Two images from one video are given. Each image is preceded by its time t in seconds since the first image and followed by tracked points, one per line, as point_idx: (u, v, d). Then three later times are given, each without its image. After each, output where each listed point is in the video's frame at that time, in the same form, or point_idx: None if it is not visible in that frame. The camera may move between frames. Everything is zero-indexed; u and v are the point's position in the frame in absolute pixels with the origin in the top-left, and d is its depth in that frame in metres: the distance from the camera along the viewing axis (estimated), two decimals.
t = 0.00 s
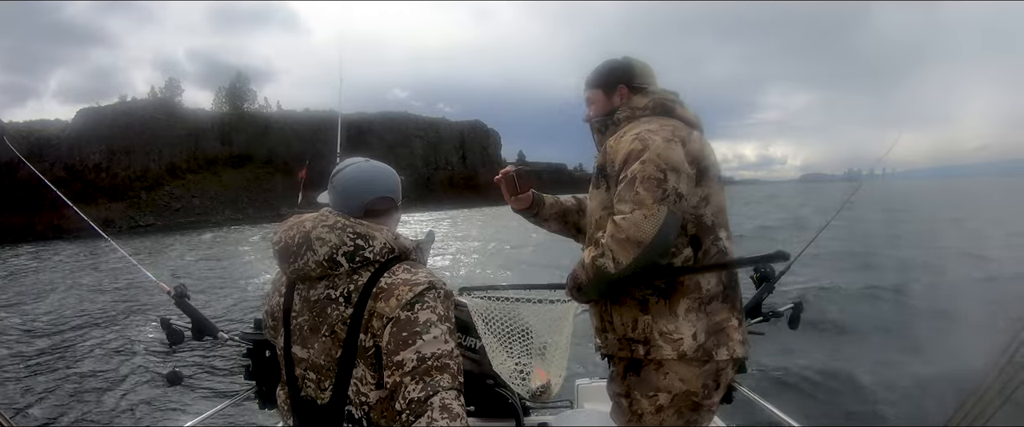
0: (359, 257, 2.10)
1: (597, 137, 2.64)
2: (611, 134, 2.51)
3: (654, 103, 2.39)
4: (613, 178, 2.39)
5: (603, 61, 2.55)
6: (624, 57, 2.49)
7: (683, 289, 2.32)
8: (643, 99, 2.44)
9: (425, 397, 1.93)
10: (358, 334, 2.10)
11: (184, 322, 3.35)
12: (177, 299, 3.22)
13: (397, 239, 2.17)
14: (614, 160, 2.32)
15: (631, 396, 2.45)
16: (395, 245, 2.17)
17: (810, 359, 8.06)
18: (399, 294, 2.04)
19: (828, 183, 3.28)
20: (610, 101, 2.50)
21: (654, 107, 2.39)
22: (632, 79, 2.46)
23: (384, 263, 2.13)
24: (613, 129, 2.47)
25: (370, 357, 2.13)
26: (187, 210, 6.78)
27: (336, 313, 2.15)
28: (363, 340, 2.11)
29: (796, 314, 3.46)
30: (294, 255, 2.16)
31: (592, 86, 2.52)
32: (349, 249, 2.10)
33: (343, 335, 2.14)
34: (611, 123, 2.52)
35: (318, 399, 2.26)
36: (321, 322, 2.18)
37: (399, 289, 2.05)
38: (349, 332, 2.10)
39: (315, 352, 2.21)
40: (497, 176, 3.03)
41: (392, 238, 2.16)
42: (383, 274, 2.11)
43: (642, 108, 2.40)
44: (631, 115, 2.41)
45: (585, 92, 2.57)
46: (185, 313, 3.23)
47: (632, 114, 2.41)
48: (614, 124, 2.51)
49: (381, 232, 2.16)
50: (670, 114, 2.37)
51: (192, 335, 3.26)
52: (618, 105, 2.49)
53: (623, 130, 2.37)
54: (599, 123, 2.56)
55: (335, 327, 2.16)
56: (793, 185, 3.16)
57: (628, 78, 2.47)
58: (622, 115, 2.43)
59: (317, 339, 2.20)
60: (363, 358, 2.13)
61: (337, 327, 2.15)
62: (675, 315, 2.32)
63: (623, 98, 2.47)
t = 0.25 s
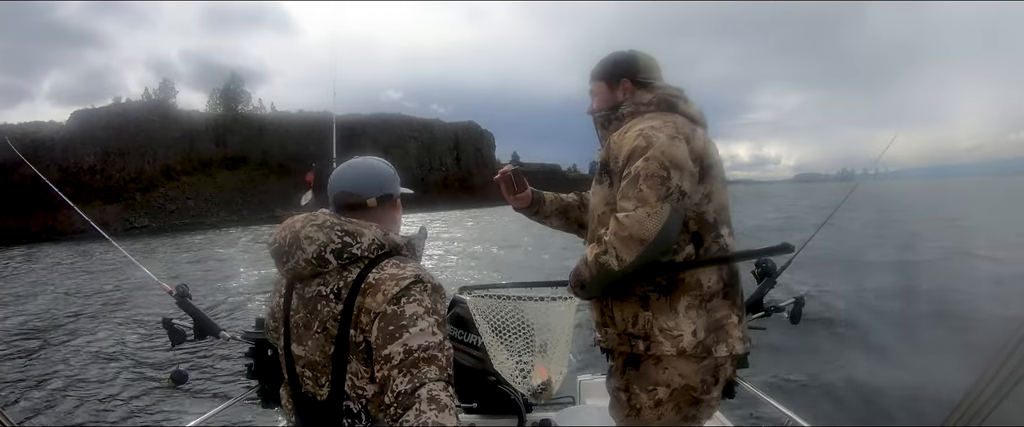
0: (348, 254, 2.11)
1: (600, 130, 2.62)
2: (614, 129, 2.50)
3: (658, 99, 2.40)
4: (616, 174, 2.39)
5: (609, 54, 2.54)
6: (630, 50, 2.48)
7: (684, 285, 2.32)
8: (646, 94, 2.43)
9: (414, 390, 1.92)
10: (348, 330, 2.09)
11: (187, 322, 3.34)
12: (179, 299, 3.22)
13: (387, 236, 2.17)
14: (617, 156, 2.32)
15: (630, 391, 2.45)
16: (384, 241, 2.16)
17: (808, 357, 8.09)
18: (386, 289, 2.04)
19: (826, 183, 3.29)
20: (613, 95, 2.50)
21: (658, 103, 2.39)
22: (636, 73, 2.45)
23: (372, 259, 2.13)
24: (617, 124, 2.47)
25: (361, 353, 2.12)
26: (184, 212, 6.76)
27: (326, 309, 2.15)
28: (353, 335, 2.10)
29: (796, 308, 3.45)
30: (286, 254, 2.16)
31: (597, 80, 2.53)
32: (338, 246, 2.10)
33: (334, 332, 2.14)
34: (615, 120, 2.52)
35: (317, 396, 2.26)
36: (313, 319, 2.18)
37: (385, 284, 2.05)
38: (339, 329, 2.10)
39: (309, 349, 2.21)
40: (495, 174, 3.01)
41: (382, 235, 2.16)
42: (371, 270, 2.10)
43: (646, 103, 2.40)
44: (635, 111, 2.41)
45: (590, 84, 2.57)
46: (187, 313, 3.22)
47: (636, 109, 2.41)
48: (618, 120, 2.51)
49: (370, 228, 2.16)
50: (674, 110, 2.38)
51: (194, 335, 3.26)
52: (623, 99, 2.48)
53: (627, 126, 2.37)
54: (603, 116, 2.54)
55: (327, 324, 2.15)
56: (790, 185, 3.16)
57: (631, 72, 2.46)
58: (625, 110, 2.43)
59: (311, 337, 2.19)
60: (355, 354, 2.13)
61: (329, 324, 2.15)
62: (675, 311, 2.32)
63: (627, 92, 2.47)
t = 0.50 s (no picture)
0: (330, 251, 2.12)
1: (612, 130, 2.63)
2: (627, 124, 2.49)
3: (671, 93, 2.39)
4: (631, 165, 2.37)
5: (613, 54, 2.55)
6: (633, 50, 2.49)
7: (697, 275, 2.29)
8: (658, 90, 2.44)
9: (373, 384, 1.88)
10: (327, 325, 2.09)
11: (189, 324, 3.33)
12: (181, 301, 3.21)
13: (368, 231, 2.17)
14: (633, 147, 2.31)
15: (638, 382, 2.42)
16: (366, 236, 2.16)
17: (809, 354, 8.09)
18: (355, 281, 2.02)
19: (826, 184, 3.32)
20: (625, 93, 2.50)
21: (670, 97, 2.38)
22: (646, 71, 2.47)
23: (353, 254, 2.12)
24: (630, 119, 2.46)
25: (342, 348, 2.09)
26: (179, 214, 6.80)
27: (309, 307, 2.16)
28: (334, 330, 2.09)
29: (799, 301, 3.41)
30: (276, 255, 2.21)
31: (606, 79, 2.53)
32: (319, 244, 2.12)
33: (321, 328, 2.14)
34: (628, 115, 2.51)
35: (316, 392, 2.25)
36: (304, 318, 2.18)
37: (357, 276, 2.03)
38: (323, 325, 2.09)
39: (302, 347, 2.22)
40: (504, 172, 3.02)
41: (363, 230, 2.16)
42: (347, 264, 2.10)
43: (658, 98, 2.40)
44: (647, 105, 2.41)
45: (598, 86, 2.58)
46: (189, 315, 3.21)
47: (648, 104, 2.40)
48: (630, 115, 2.50)
49: (351, 225, 2.17)
50: (686, 105, 2.37)
51: (197, 337, 3.24)
52: (634, 96, 2.49)
53: (640, 119, 2.36)
54: (615, 115, 2.54)
55: (314, 321, 2.15)
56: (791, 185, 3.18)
57: (642, 70, 2.47)
58: (638, 105, 2.43)
59: (303, 335, 2.20)
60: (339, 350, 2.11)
61: (316, 321, 2.14)
62: (686, 301, 2.29)
63: (639, 91, 2.48)
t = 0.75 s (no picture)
0: (309, 254, 2.13)
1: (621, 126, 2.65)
2: (635, 121, 2.51)
3: (682, 93, 2.40)
4: (640, 159, 2.38)
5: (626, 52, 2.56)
6: (645, 47, 2.50)
7: (700, 271, 2.31)
8: (668, 88, 2.45)
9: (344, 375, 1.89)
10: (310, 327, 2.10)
11: (189, 326, 3.33)
12: (182, 303, 3.21)
13: (348, 230, 2.17)
14: (642, 142, 2.32)
15: (639, 378, 2.42)
16: (346, 236, 2.16)
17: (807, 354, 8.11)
18: (332, 280, 2.03)
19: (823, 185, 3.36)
20: (635, 90, 2.51)
21: (680, 96, 2.40)
22: (658, 69, 2.48)
23: (333, 254, 2.13)
24: (639, 115, 2.47)
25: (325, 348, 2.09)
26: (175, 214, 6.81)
27: (294, 310, 2.18)
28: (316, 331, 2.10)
29: (799, 297, 3.41)
30: (261, 263, 2.24)
31: (618, 74, 2.54)
32: (298, 247, 2.13)
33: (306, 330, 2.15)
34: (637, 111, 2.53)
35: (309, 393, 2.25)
36: (292, 321, 2.19)
37: (334, 276, 2.03)
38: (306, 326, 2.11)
39: (290, 351, 2.23)
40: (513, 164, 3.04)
41: (342, 230, 2.16)
42: (326, 266, 2.10)
43: (668, 96, 2.41)
44: (657, 102, 2.42)
45: (608, 82, 2.59)
46: (190, 317, 3.21)
47: (658, 101, 2.42)
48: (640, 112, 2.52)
49: (330, 226, 2.17)
50: (696, 105, 2.38)
51: (197, 338, 3.24)
52: (643, 94, 2.50)
53: (651, 115, 2.37)
54: (624, 111, 2.56)
55: (301, 324, 2.17)
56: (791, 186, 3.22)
57: (653, 69, 2.48)
58: (648, 102, 2.44)
59: (291, 338, 2.21)
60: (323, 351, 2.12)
61: (302, 324, 2.16)
62: (688, 296, 2.30)
63: (649, 89, 2.49)
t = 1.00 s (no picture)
0: (300, 257, 2.12)
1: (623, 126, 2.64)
2: (638, 121, 2.50)
3: (685, 94, 2.40)
4: (643, 160, 2.38)
5: (631, 52, 2.56)
6: (649, 49, 2.49)
7: (701, 274, 2.30)
8: (671, 90, 2.45)
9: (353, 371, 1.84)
10: (307, 328, 2.06)
11: (188, 326, 3.32)
12: (179, 303, 3.19)
13: (337, 233, 2.17)
14: (645, 143, 2.32)
15: (637, 381, 2.42)
16: (336, 239, 2.16)
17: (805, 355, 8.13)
18: (329, 282, 1.98)
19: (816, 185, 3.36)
20: (638, 90, 2.52)
21: (684, 98, 2.39)
22: (661, 71, 2.47)
23: (323, 257, 2.11)
24: (642, 116, 2.47)
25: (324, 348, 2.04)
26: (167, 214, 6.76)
27: (290, 312, 2.15)
28: (313, 332, 2.05)
29: (798, 299, 3.40)
30: (252, 266, 2.24)
31: (621, 74, 2.54)
32: (290, 250, 2.13)
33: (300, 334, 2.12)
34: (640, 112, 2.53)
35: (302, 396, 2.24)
36: (285, 325, 2.18)
37: (329, 277, 1.99)
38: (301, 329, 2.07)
39: (282, 355, 2.22)
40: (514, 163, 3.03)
41: (332, 233, 2.17)
42: (320, 268, 2.08)
43: (672, 97, 2.40)
44: (660, 104, 2.42)
45: (612, 81, 2.59)
46: (188, 316, 3.20)
47: (661, 102, 2.41)
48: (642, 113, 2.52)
49: (320, 228, 2.17)
50: (699, 107, 2.39)
51: (195, 338, 3.23)
52: (646, 95, 2.50)
53: (653, 116, 2.37)
54: (626, 112, 2.56)
55: (293, 328, 2.14)
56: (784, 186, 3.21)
57: (657, 70, 2.48)
58: (651, 103, 2.44)
59: (283, 343, 2.20)
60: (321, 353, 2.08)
61: (295, 329, 2.13)
62: (688, 299, 2.30)
63: (651, 90, 2.50)
